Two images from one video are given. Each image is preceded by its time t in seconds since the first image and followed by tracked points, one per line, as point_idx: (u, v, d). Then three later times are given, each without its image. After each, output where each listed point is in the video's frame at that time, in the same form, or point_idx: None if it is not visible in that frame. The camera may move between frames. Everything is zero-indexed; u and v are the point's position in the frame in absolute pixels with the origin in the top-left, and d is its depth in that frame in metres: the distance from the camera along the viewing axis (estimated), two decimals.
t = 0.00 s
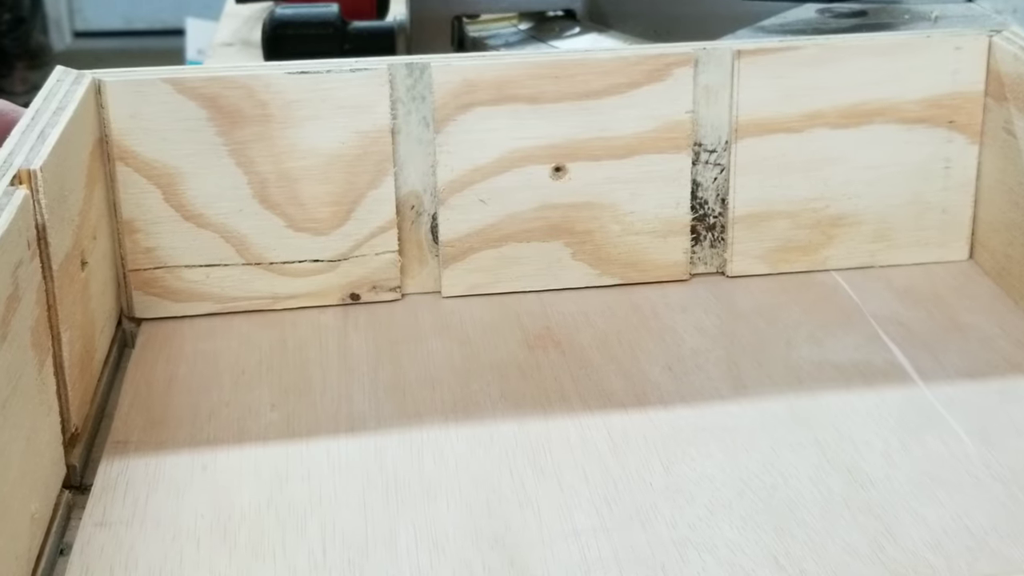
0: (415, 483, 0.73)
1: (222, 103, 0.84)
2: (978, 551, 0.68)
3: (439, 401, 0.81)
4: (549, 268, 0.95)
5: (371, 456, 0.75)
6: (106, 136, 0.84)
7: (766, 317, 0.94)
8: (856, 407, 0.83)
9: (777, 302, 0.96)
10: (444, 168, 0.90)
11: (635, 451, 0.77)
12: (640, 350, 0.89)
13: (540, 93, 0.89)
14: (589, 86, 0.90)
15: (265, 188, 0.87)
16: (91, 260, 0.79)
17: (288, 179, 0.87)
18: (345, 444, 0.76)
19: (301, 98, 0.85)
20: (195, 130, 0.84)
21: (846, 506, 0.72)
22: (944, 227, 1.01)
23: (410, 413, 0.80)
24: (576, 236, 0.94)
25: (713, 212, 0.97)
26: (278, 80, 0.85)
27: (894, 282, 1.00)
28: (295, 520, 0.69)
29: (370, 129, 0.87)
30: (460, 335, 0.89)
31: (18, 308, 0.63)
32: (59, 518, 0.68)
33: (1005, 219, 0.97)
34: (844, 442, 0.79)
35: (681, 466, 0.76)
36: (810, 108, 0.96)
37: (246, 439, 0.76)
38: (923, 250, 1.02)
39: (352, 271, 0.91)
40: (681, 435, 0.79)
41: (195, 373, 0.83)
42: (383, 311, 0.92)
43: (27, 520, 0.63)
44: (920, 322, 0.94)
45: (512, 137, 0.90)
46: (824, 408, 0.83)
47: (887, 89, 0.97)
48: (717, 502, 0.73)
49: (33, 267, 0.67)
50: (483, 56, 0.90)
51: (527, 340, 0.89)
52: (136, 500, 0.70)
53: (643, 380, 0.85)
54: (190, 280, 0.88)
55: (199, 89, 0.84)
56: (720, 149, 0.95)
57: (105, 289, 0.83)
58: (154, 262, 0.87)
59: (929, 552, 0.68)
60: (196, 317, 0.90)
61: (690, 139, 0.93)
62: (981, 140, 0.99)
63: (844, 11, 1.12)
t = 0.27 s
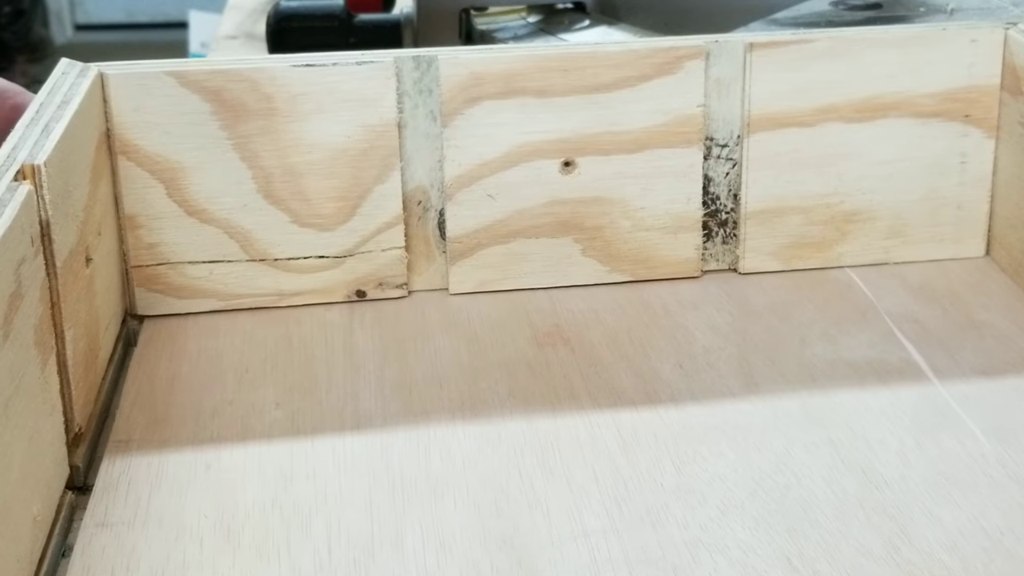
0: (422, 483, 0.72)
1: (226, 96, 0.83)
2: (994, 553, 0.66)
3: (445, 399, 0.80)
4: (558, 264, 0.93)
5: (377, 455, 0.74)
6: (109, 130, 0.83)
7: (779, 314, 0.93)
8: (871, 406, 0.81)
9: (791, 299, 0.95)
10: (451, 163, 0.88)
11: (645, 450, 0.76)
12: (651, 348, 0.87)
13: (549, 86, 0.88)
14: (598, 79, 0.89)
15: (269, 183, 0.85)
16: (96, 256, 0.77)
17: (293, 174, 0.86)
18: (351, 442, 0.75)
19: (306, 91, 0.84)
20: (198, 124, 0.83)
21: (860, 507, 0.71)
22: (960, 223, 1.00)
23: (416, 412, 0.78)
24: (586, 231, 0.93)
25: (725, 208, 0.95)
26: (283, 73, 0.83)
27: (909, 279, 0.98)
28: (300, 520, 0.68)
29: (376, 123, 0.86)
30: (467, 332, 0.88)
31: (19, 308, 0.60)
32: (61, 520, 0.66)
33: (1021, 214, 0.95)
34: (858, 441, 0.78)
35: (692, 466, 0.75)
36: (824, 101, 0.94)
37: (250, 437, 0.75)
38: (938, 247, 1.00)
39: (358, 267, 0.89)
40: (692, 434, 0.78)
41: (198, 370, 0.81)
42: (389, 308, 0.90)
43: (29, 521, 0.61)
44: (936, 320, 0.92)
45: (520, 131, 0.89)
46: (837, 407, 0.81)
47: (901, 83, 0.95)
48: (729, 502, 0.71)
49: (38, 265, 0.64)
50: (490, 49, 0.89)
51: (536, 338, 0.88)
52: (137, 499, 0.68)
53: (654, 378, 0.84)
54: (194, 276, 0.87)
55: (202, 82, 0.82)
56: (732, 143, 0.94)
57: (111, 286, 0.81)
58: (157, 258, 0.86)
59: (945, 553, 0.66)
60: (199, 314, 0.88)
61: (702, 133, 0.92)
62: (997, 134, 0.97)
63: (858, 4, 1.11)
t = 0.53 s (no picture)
0: (429, 483, 0.70)
1: (230, 89, 0.82)
2: (1012, 554, 0.64)
3: (453, 397, 0.78)
4: (568, 261, 0.92)
5: (383, 455, 0.73)
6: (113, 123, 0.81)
7: (792, 311, 0.91)
8: (886, 405, 0.80)
9: (805, 296, 0.93)
10: (459, 157, 0.87)
11: (656, 450, 0.75)
12: (662, 346, 0.86)
13: (558, 79, 0.87)
14: (609, 72, 0.87)
15: (274, 178, 0.84)
16: (100, 253, 0.75)
17: (298, 168, 0.84)
18: (357, 441, 0.74)
19: (311, 84, 0.83)
20: (202, 117, 0.82)
21: (875, 507, 0.69)
22: (976, 219, 0.98)
23: (423, 410, 0.77)
24: (596, 227, 0.91)
25: (738, 203, 0.94)
26: (288, 65, 0.82)
27: (924, 275, 0.96)
28: (304, 521, 0.66)
29: (383, 116, 0.84)
30: (475, 330, 0.86)
31: (22, 305, 0.59)
32: (63, 522, 0.65)
33: None
34: (872, 441, 0.76)
35: (704, 466, 0.73)
36: (838, 95, 0.92)
37: (255, 436, 0.73)
38: (955, 243, 0.99)
39: (364, 263, 0.88)
40: (704, 433, 0.76)
41: (202, 369, 0.80)
42: (396, 305, 0.89)
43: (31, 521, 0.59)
44: (952, 317, 0.90)
45: (530, 124, 0.87)
46: (852, 406, 0.80)
47: (918, 76, 0.93)
48: (741, 503, 0.70)
49: (42, 261, 0.63)
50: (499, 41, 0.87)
51: (546, 336, 0.86)
52: (140, 499, 0.67)
53: (666, 377, 0.82)
54: (197, 273, 0.86)
55: (206, 74, 0.81)
56: (744, 137, 0.92)
57: (115, 282, 0.80)
58: (160, 254, 0.85)
59: (960, 554, 0.64)
60: (203, 311, 0.87)
61: (714, 126, 0.90)
62: (1014, 127, 0.95)
63: None
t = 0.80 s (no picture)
0: (437, 484, 0.69)
1: (234, 83, 0.80)
2: None
3: (460, 396, 0.77)
4: (577, 257, 0.90)
5: (390, 454, 0.71)
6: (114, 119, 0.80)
7: (805, 309, 0.89)
8: (901, 404, 0.78)
9: (818, 294, 0.91)
10: (467, 152, 0.85)
11: (667, 450, 0.73)
12: (673, 344, 0.84)
13: (568, 72, 0.85)
14: (620, 65, 0.86)
15: (279, 173, 0.83)
16: (101, 250, 0.74)
17: (304, 164, 0.83)
18: (363, 441, 0.72)
19: (316, 78, 0.81)
20: (205, 112, 0.81)
21: (890, 508, 0.68)
22: (993, 214, 0.96)
23: (430, 409, 0.76)
24: (606, 223, 0.90)
25: (750, 199, 0.92)
26: (292, 59, 0.81)
27: (940, 272, 0.95)
28: (309, 521, 0.65)
29: (389, 111, 0.83)
30: (483, 328, 0.85)
31: (19, 303, 0.58)
32: (65, 524, 0.64)
33: None
34: (888, 441, 0.74)
35: (716, 466, 0.72)
36: (853, 88, 0.91)
37: (259, 435, 0.72)
38: (971, 239, 0.97)
39: (371, 261, 0.87)
40: (716, 433, 0.75)
41: (205, 368, 0.79)
42: (403, 303, 0.88)
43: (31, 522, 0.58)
44: (969, 314, 0.89)
45: (539, 119, 0.86)
46: (867, 405, 0.78)
47: (934, 69, 0.91)
48: (754, 503, 0.68)
49: (38, 258, 0.62)
50: (507, 35, 0.86)
51: (555, 334, 0.85)
52: (142, 500, 0.66)
53: (677, 375, 0.81)
54: (200, 270, 0.85)
55: (209, 69, 0.80)
56: (757, 132, 0.90)
57: (117, 280, 0.79)
58: (163, 252, 0.84)
59: (978, 556, 0.63)
60: (207, 309, 0.86)
61: (726, 121, 0.89)
62: None
63: None
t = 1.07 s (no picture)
0: (444, 484, 0.68)
1: (238, 77, 0.79)
2: None
3: (469, 395, 0.76)
4: (587, 254, 0.89)
5: (396, 454, 0.70)
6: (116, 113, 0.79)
7: (820, 306, 0.88)
8: (917, 402, 0.77)
9: (833, 290, 0.90)
10: (475, 147, 0.84)
11: (679, 450, 0.72)
12: (685, 342, 0.83)
13: (577, 66, 0.84)
14: (630, 58, 0.84)
15: (283, 168, 0.82)
16: (104, 247, 0.73)
17: (309, 159, 0.82)
18: (369, 440, 0.71)
19: (322, 71, 0.80)
20: (209, 106, 0.79)
21: (906, 509, 0.66)
22: (1011, 210, 0.94)
23: (438, 408, 0.75)
24: (617, 219, 0.88)
25: (764, 194, 0.91)
26: (297, 52, 0.80)
27: (957, 268, 0.93)
28: (315, 523, 0.64)
29: (396, 105, 0.82)
30: (492, 326, 0.84)
31: (22, 300, 0.57)
32: (66, 526, 0.62)
33: None
34: (903, 440, 0.73)
35: (729, 466, 0.70)
36: (868, 82, 0.89)
37: (264, 435, 0.71)
38: (988, 235, 0.95)
39: (377, 257, 0.85)
40: (729, 433, 0.74)
41: (209, 366, 0.78)
42: (410, 300, 0.86)
43: (33, 522, 0.57)
44: (986, 311, 0.87)
45: (548, 113, 0.84)
46: (882, 403, 0.77)
47: (951, 61, 0.89)
48: (768, 504, 0.67)
49: (42, 255, 0.61)
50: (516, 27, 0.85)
51: (565, 331, 0.83)
52: (145, 501, 0.65)
53: (689, 374, 0.79)
54: (204, 267, 0.83)
55: (213, 62, 0.79)
56: (771, 126, 0.89)
57: (119, 277, 0.78)
58: (165, 248, 0.82)
59: (995, 558, 0.61)
60: (211, 307, 0.85)
61: (739, 115, 0.87)
62: None
63: None
